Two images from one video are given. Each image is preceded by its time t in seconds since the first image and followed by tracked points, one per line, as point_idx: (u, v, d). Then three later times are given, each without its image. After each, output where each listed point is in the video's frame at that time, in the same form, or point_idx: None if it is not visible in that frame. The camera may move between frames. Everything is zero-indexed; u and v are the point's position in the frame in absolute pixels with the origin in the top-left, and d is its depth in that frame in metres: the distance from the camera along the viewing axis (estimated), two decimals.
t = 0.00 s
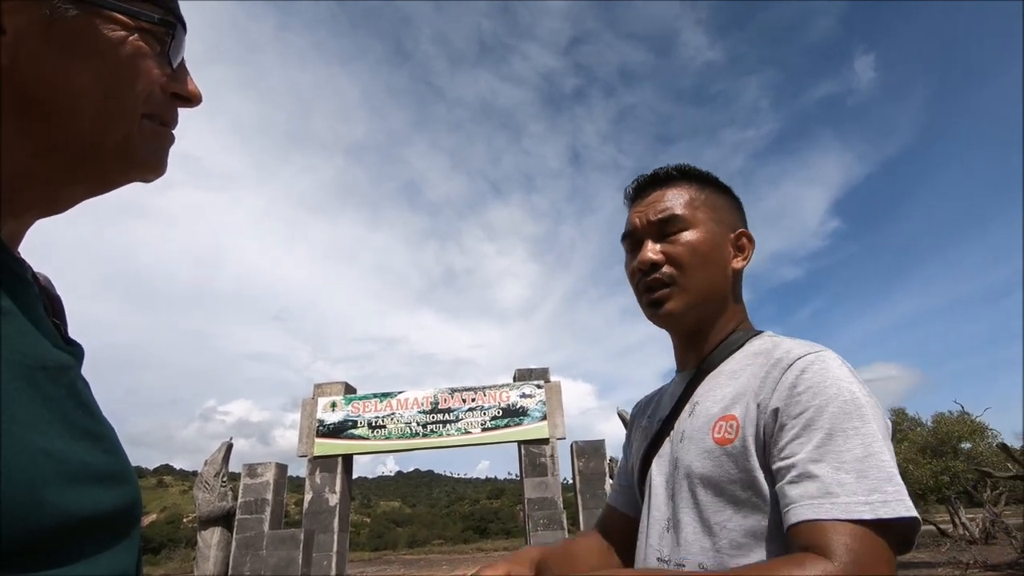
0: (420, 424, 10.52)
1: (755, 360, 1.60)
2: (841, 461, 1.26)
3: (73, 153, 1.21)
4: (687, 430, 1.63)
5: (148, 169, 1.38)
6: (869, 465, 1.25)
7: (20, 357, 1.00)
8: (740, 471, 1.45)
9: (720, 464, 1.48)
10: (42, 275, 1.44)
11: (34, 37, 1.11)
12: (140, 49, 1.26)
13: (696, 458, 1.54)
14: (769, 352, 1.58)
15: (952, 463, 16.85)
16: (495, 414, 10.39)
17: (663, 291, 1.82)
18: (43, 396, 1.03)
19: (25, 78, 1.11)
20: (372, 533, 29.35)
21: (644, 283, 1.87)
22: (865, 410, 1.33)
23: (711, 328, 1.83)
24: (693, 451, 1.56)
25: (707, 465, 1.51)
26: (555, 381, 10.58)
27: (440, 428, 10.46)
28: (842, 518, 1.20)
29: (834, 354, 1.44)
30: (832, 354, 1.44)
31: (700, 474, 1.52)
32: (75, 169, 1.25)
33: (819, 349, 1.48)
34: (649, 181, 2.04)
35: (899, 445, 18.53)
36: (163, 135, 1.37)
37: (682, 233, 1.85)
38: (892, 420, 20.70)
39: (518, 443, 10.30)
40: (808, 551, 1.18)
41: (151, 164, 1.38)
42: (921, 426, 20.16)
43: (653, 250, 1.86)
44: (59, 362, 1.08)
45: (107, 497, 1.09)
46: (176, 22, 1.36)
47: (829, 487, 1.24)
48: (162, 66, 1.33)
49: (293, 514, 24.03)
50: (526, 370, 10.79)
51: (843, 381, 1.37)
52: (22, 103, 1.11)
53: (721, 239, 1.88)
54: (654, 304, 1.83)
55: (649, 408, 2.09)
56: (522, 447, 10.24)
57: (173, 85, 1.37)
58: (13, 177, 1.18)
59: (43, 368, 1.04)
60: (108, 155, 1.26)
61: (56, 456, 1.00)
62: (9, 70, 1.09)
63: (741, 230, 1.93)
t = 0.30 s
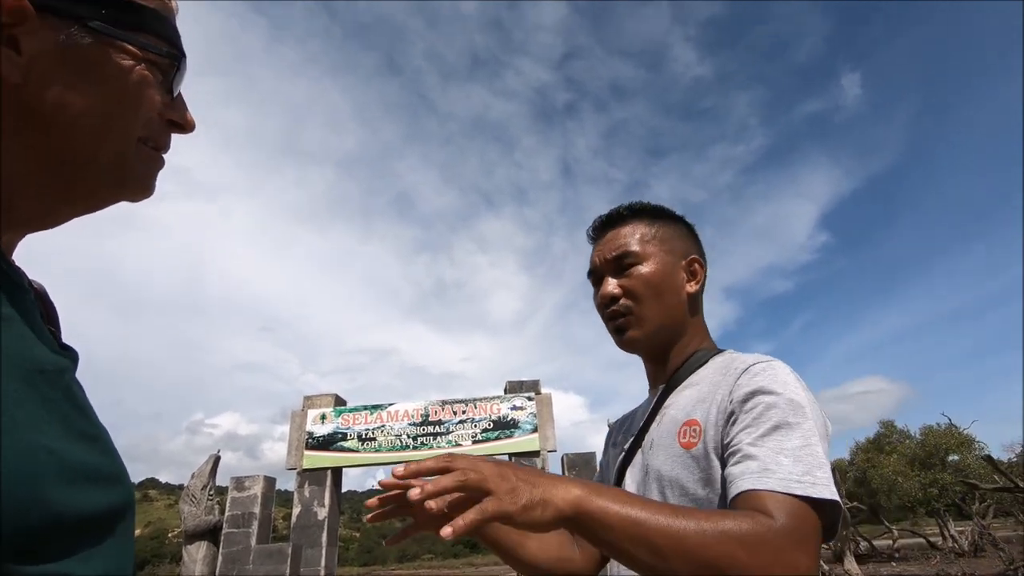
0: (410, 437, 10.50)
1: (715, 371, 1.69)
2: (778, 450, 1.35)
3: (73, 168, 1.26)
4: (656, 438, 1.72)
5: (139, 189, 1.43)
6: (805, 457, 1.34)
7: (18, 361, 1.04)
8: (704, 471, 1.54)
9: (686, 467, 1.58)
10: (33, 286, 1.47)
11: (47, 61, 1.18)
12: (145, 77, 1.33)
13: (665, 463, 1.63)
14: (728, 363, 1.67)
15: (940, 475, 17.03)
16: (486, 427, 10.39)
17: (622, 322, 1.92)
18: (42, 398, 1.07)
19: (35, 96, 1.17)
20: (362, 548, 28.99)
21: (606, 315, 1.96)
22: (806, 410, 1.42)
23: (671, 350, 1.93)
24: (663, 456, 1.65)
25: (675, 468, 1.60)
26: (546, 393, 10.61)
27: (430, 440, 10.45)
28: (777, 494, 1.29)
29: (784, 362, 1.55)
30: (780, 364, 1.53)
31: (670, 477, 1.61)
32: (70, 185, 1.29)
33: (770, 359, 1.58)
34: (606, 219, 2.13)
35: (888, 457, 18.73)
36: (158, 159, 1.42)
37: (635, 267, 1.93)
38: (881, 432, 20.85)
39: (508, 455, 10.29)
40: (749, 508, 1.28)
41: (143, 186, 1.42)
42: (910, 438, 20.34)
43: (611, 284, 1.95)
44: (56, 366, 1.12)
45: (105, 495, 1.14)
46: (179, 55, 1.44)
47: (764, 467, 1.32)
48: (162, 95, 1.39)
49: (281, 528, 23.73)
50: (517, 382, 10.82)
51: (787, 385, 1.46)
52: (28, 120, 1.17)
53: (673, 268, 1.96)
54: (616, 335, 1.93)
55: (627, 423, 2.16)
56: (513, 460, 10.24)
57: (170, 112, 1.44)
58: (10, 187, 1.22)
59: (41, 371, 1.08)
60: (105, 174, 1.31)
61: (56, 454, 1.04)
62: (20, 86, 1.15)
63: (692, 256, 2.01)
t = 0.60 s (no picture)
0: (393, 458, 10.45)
1: (675, 388, 1.81)
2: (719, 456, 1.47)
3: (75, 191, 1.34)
4: (623, 453, 1.82)
5: (135, 212, 1.51)
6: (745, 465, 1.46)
7: (30, 367, 1.12)
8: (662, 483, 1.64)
9: (648, 479, 1.68)
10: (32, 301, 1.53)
11: (58, 92, 1.28)
12: (146, 108, 1.43)
13: (629, 475, 1.73)
14: (687, 381, 1.79)
15: (918, 494, 17.38)
16: (469, 447, 10.38)
17: (597, 344, 2.02)
18: (49, 401, 1.14)
19: (44, 124, 1.26)
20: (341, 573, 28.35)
21: (581, 339, 2.07)
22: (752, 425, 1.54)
23: (642, 370, 2.04)
24: (628, 469, 1.75)
25: (638, 481, 1.70)
26: (529, 413, 10.65)
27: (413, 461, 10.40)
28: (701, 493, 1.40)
29: (735, 380, 1.67)
30: (733, 381, 1.66)
31: (633, 489, 1.71)
32: (72, 206, 1.37)
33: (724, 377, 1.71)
34: (578, 246, 2.24)
35: (868, 476, 19.08)
36: (154, 184, 1.51)
37: (608, 292, 2.05)
38: (861, 451, 21.15)
39: (491, 476, 10.27)
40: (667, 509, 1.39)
41: (138, 209, 1.51)
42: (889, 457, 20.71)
43: (585, 309, 2.06)
44: (60, 373, 1.20)
45: (104, 492, 1.21)
46: (178, 89, 1.54)
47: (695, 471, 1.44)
48: (161, 125, 1.49)
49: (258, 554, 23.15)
50: (500, 402, 10.85)
51: (737, 400, 1.59)
52: (37, 144, 1.26)
53: (643, 292, 2.08)
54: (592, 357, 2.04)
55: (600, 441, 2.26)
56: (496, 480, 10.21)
57: (167, 141, 1.53)
58: (17, 207, 1.29)
59: (48, 376, 1.15)
60: (105, 196, 1.40)
61: (66, 452, 1.12)
62: (31, 114, 1.24)
63: (660, 281, 2.15)
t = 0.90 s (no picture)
0: (374, 477, 10.32)
1: (661, 400, 1.86)
2: (725, 476, 1.49)
3: (71, 206, 1.37)
4: (608, 465, 1.86)
5: (128, 226, 1.54)
6: (750, 479, 1.48)
7: (31, 375, 1.15)
8: (648, 496, 1.66)
9: (633, 492, 1.71)
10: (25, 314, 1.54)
11: (55, 109, 1.31)
12: (141, 125, 1.46)
13: (615, 488, 1.77)
14: (671, 392, 1.84)
15: (897, 507, 17.65)
16: (452, 466, 10.30)
17: (598, 345, 2.06)
18: (49, 408, 1.17)
19: (40, 141, 1.29)
20: None
21: (582, 338, 2.09)
22: (743, 436, 1.58)
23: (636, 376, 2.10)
24: (614, 482, 1.79)
25: (623, 493, 1.74)
26: (512, 431, 10.62)
27: (394, 481, 10.28)
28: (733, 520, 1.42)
29: (720, 392, 1.72)
30: (718, 392, 1.71)
31: (617, 502, 1.74)
32: (65, 221, 1.39)
33: (708, 388, 1.75)
34: (577, 249, 2.30)
35: (848, 490, 19.33)
36: (146, 199, 1.54)
37: (610, 296, 2.12)
38: (840, 465, 21.44)
39: (474, 495, 10.18)
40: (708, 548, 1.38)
41: (131, 223, 1.53)
42: (868, 471, 21.01)
43: (587, 310, 2.11)
44: (58, 382, 1.23)
45: (99, 499, 1.23)
46: (171, 108, 1.59)
47: (714, 496, 1.46)
48: (155, 142, 1.53)
49: None
50: (483, 420, 10.82)
51: (726, 412, 1.63)
52: (33, 159, 1.29)
53: (639, 301, 2.17)
54: (592, 356, 2.07)
55: (583, 453, 2.29)
56: (479, 499, 10.12)
57: (159, 157, 1.56)
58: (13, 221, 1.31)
59: (47, 386, 1.18)
60: (98, 211, 1.42)
61: (68, 456, 1.15)
62: (28, 131, 1.28)
63: (652, 294, 2.25)
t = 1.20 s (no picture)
0: (366, 488, 10.23)
1: (665, 411, 1.85)
2: (750, 499, 1.52)
3: (68, 214, 1.35)
4: (608, 475, 1.84)
5: (126, 233, 1.52)
6: (774, 501, 1.52)
7: (26, 387, 1.13)
8: (657, 512, 1.66)
9: (639, 505, 1.69)
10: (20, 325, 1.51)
11: (51, 115, 1.30)
12: (137, 131, 1.46)
13: (616, 499, 1.75)
14: (675, 402, 1.84)
15: (890, 515, 17.69)
16: (445, 476, 10.24)
17: (588, 348, 2.06)
18: (43, 421, 1.15)
19: (36, 148, 1.27)
20: None
21: (574, 338, 2.10)
22: (761, 454, 1.61)
23: (628, 380, 2.09)
24: (615, 492, 1.77)
25: (627, 505, 1.71)
26: (506, 440, 10.58)
27: (387, 491, 10.19)
28: (764, 548, 1.46)
29: (729, 403, 1.72)
30: (726, 404, 1.72)
31: (619, 515, 1.71)
32: (63, 229, 1.37)
33: (716, 399, 1.76)
34: (583, 246, 2.30)
35: (841, 498, 19.42)
36: (144, 205, 1.53)
37: (607, 297, 2.11)
38: (833, 473, 21.48)
39: (468, 505, 10.11)
40: None
41: (129, 230, 1.52)
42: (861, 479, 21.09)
43: (582, 310, 2.11)
44: (54, 394, 1.21)
45: (93, 513, 1.20)
46: (168, 115, 1.58)
47: (748, 525, 1.49)
48: (152, 148, 1.52)
49: None
50: (477, 429, 10.76)
51: (739, 428, 1.65)
52: (31, 167, 1.27)
53: (640, 305, 2.16)
54: (581, 358, 2.07)
55: (577, 457, 2.27)
56: (473, 509, 10.05)
57: (157, 164, 1.56)
58: (11, 230, 1.29)
59: (41, 397, 1.16)
60: (96, 218, 1.40)
61: (62, 469, 1.12)
62: (24, 138, 1.26)
63: (656, 298, 2.24)
